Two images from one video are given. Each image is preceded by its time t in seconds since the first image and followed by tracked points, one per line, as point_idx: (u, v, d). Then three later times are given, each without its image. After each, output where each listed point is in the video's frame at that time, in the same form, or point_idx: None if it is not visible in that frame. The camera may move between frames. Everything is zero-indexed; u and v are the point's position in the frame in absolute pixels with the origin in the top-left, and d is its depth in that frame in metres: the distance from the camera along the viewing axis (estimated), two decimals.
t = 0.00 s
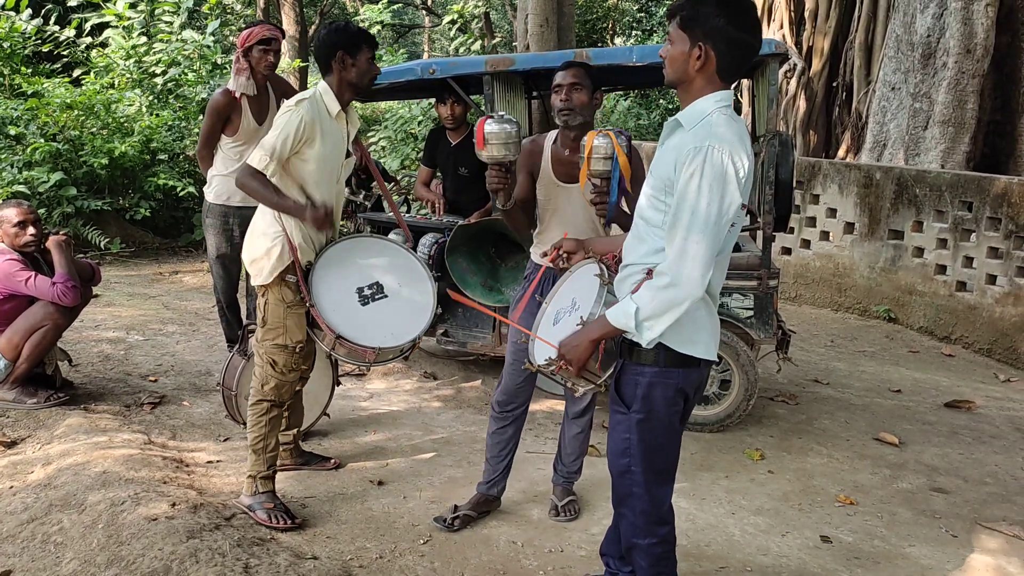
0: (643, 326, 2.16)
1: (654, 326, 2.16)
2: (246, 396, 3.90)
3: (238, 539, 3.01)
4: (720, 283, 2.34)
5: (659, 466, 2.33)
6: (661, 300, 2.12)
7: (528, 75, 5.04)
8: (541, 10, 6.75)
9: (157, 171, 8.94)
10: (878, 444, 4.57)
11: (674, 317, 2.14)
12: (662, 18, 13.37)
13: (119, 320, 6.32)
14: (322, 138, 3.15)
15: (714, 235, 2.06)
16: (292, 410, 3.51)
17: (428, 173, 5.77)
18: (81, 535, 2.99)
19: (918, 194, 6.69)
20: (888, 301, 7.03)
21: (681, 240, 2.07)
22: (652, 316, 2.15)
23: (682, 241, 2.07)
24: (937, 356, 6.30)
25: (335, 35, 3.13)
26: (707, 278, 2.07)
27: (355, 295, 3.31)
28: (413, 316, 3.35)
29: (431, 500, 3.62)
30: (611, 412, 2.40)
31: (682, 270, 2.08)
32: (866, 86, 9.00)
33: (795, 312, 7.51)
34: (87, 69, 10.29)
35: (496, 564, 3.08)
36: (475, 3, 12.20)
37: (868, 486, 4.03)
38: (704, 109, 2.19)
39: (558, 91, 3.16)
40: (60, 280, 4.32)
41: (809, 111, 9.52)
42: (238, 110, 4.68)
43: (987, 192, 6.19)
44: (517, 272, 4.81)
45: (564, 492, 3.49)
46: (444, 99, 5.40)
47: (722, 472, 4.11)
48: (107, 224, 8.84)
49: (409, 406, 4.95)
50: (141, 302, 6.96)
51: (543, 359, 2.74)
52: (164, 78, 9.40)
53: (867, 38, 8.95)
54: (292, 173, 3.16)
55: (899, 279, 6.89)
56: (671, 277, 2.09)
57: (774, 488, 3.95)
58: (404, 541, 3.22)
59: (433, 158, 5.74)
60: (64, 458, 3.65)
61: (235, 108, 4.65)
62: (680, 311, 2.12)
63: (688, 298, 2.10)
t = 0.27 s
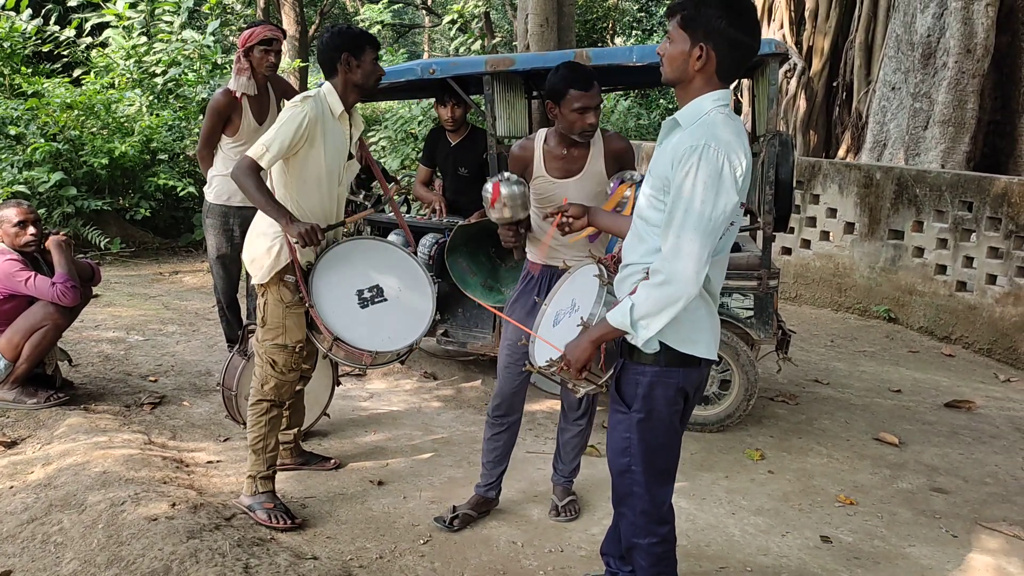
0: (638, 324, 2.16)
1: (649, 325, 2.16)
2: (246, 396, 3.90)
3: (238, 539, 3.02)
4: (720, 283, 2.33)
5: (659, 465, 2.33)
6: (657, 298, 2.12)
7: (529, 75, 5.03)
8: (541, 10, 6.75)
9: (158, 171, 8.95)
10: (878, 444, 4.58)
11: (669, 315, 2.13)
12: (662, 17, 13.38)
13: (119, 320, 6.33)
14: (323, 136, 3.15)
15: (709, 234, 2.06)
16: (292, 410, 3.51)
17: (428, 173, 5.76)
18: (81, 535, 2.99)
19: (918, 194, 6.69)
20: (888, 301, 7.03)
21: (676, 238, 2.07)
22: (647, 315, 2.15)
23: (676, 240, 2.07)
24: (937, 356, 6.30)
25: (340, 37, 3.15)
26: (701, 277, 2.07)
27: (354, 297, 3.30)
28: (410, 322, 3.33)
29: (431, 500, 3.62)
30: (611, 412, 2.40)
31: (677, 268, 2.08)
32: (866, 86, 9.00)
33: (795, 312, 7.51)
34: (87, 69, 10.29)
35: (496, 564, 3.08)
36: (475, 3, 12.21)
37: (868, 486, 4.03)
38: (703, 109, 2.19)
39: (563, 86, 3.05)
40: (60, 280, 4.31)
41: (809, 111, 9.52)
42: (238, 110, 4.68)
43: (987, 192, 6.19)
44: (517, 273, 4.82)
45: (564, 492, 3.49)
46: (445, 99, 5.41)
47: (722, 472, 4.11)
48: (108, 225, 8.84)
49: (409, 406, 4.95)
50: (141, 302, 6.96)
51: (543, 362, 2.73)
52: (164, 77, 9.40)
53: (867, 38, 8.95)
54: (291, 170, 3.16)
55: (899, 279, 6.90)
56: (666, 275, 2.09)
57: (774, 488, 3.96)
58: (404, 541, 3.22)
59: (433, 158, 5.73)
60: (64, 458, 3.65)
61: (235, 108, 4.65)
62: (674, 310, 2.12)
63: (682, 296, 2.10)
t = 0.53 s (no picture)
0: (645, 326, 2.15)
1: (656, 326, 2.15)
2: (246, 396, 3.91)
3: (238, 539, 3.02)
4: (720, 283, 2.34)
5: (659, 465, 2.34)
6: (664, 300, 2.11)
7: (529, 75, 5.03)
8: (541, 10, 6.76)
9: (158, 170, 8.95)
10: (878, 444, 4.58)
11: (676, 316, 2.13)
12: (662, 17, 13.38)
13: (119, 320, 6.33)
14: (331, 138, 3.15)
15: (716, 236, 2.07)
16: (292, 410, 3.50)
17: (428, 173, 5.77)
18: (81, 535, 2.99)
19: (918, 194, 6.69)
20: (888, 301, 7.03)
21: (681, 240, 2.07)
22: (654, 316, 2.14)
23: (682, 241, 2.07)
24: (937, 356, 6.31)
25: (343, 38, 3.17)
26: (708, 278, 2.07)
27: (359, 297, 3.34)
28: (415, 319, 3.40)
29: (431, 500, 3.62)
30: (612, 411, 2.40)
31: (685, 271, 2.07)
32: (866, 85, 9.00)
33: (795, 312, 7.51)
34: (88, 69, 10.29)
35: (496, 563, 3.08)
36: (475, 3, 12.21)
37: (867, 486, 4.03)
38: (701, 110, 2.19)
39: (585, 74, 3.17)
40: (60, 280, 4.31)
41: (809, 111, 9.52)
42: (238, 110, 4.68)
43: (987, 192, 6.19)
44: (517, 272, 4.80)
45: (564, 492, 3.49)
46: (445, 99, 5.41)
47: (721, 472, 4.11)
48: (107, 224, 8.84)
49: (409, 406, 4.96)
50: (141, 302, 6.96)
51: (544, 361, 2.72)
52: (164, 77, 9.40)
53: (867, 38, 8.96)
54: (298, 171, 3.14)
55: (899, 279, 6.90)
56: (674, 278, 2.09)
57: (774, 488, 3.96)
58: (404, 541, 3.22)
59: (433, 158, 5.74)
60: (64, 458, 3.65)
61: (235, 108, 4.65)
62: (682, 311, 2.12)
63: (692, 298, 2.09)
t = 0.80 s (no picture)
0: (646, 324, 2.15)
1: (657, 324, 2.15)
2: (246, 396, 3.91)
3: (237, 540, 3.02)
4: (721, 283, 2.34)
5: (657, 465, 2.34)
6: (664, 298, 2.12)
7: (529, 75, 5.03)
8: (541, 10, 6.76)
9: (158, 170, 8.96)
10: (878, 444, 4.58)
11: (677, 315, 2.13)
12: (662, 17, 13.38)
13: (119, 320, 6.33)
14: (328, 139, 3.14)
15: (715, 234, 2.07)
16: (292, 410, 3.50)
17: (427, 174, 5.78)
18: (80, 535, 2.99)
19: (918, 194, 6.69)
20: (887, 301, 7.03)
21: (681, 239, 2.08)
22: (655, 315, 2.14)
23: (682, 240, 2.08)
24: (937, 356, 6.31)
25: (344, 41, 3.18)
26: (709, 276, 2.08)
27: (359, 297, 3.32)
28: (414, 319, 3.36)
29: (430, 500, 3.62)
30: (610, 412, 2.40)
31: (685, 269, 2.08)
32: (866, 85, 9.00)
33: (795, 312, 7.51)
34: (87, 69, 10.29)
35: (496, 564, 3.08)
36: (475, 3, 12.21)
37: (867, 486, 4.03)
38: (701, 110, 2.19)
39: (594, 75, 3.19)
40: (59, 280, 4.31)
41: (809, 111, 9.52)
42: (237, 110, 4.68)
43: (987, 192, 6.19)
44: (516, 273, 4.78)
45: (563, 492, 3.49)
46: (445, 99, 5.41)
47: (721, 472, 4.11)
48: (107, 224, 8.84)
49: (408, 406, 4.96)
50: (141, 302, 6.97)
51: (542, 360, 2.72)
52: (163, 77, 9.40)
53: (867, 38, 8.96)
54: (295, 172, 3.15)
55: (898, 279, 6.90)
56: (673, 275, 2.09)
57: (773, 488, 3.96)
58: (403, 541, 3.22)
59: (432, 159, 5.75)
60: (64, 458, 3.65)
61: (234, 108, 4.65)
62: (683, 310, 2.12)
63: (692, 296, 2.09)
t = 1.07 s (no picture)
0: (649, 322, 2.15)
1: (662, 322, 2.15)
2: (246, 395, 3.91)
3: (237, 539, 3.02)
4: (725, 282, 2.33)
5: (658, 465, 2.34)
6: (668, 297, 2.11)
7: (529, 74, 5.03)
8: (540, 11, 6.76)
9: (158, 170, 8.96)
10: (878, 444, 4.58)
11: (681, 313, 2.13)
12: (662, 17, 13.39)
13: (119, 320, 6.34)
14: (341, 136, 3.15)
15: (717, 233, 2.06)
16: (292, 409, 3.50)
17: (426, 173, 5.78)
18: (80, 534, 2.99)
19: (918, 194, 6.69)
20: (887, 301, 7.03)
21: (683, 237, 2.08)
22: (658, 313, 2.14)
23: (685, 237, 2.07)
24: (937, 355, 6.31)
25: (343, 42, 3.17)
26: (714, 274, 2.07)
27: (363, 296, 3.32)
28: (418, 320, 3.37)
29: (430, 499, 3.62)
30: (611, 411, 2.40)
31: (689, 268, 2.08)
32: (866, 85, 9.00)
33: (795, 312, 7.51)
34: (88, 70, 10.29)
35: (496, 563, 3.09)
36: (475, 3, 12.22)
37: (867, 485, 4.03)
38: (704, 110, 2.19)
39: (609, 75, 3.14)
40: (60, 280, 4.31)
41: (809, 111, 9.53)
42: (237, 110, 4.68)
43: (987, 191, 6.19)
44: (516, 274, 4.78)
45: (563, 491, 3.49)
46: (444, 98, 5.41)
47: (721, 471, 4.11)
48: (108, 224, 8.84)
49: (409, 406, 4.96)
50: (141, 302, 6.97)
51: (542, 359, 2.73)
52: (163, 78, 9.41)
53: (867, 38, 8.96)
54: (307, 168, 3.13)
55: (898, 279, 6.90)
56: (677, 274, 2.09)
57: (773, 487, 3.96)
58: (404, 541, 3.22)
59: (432, 158, 5.75)
60: (64, 457, 3.66)
61: (234, 108, 4.65)
62: (687, 307, 2.12)
63: (699, 294, 2.09)
